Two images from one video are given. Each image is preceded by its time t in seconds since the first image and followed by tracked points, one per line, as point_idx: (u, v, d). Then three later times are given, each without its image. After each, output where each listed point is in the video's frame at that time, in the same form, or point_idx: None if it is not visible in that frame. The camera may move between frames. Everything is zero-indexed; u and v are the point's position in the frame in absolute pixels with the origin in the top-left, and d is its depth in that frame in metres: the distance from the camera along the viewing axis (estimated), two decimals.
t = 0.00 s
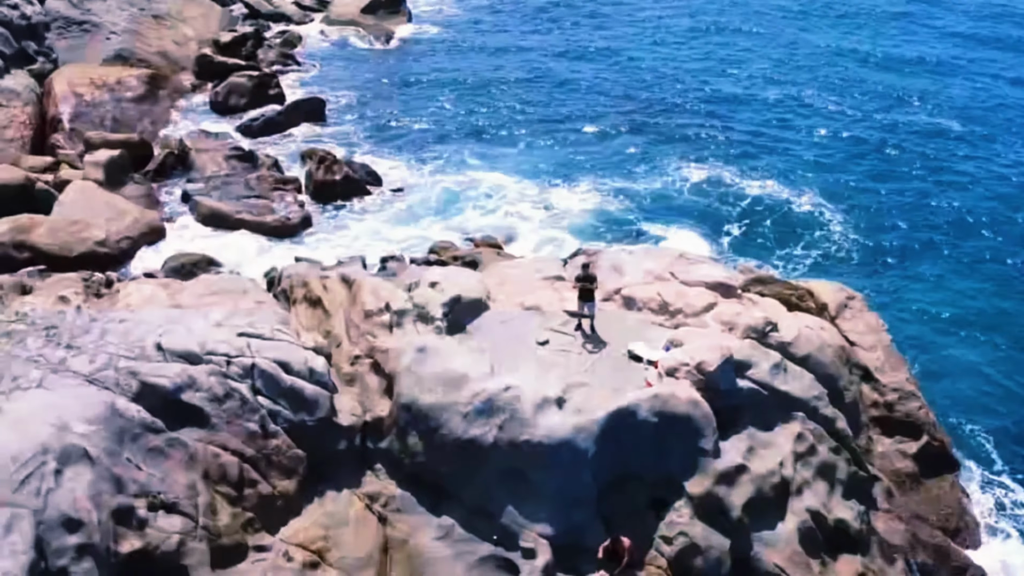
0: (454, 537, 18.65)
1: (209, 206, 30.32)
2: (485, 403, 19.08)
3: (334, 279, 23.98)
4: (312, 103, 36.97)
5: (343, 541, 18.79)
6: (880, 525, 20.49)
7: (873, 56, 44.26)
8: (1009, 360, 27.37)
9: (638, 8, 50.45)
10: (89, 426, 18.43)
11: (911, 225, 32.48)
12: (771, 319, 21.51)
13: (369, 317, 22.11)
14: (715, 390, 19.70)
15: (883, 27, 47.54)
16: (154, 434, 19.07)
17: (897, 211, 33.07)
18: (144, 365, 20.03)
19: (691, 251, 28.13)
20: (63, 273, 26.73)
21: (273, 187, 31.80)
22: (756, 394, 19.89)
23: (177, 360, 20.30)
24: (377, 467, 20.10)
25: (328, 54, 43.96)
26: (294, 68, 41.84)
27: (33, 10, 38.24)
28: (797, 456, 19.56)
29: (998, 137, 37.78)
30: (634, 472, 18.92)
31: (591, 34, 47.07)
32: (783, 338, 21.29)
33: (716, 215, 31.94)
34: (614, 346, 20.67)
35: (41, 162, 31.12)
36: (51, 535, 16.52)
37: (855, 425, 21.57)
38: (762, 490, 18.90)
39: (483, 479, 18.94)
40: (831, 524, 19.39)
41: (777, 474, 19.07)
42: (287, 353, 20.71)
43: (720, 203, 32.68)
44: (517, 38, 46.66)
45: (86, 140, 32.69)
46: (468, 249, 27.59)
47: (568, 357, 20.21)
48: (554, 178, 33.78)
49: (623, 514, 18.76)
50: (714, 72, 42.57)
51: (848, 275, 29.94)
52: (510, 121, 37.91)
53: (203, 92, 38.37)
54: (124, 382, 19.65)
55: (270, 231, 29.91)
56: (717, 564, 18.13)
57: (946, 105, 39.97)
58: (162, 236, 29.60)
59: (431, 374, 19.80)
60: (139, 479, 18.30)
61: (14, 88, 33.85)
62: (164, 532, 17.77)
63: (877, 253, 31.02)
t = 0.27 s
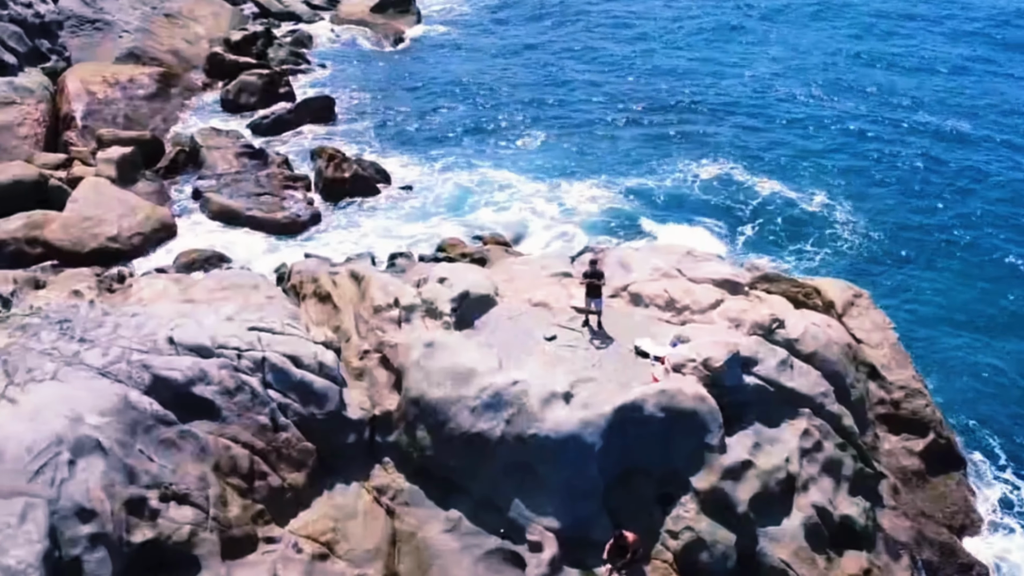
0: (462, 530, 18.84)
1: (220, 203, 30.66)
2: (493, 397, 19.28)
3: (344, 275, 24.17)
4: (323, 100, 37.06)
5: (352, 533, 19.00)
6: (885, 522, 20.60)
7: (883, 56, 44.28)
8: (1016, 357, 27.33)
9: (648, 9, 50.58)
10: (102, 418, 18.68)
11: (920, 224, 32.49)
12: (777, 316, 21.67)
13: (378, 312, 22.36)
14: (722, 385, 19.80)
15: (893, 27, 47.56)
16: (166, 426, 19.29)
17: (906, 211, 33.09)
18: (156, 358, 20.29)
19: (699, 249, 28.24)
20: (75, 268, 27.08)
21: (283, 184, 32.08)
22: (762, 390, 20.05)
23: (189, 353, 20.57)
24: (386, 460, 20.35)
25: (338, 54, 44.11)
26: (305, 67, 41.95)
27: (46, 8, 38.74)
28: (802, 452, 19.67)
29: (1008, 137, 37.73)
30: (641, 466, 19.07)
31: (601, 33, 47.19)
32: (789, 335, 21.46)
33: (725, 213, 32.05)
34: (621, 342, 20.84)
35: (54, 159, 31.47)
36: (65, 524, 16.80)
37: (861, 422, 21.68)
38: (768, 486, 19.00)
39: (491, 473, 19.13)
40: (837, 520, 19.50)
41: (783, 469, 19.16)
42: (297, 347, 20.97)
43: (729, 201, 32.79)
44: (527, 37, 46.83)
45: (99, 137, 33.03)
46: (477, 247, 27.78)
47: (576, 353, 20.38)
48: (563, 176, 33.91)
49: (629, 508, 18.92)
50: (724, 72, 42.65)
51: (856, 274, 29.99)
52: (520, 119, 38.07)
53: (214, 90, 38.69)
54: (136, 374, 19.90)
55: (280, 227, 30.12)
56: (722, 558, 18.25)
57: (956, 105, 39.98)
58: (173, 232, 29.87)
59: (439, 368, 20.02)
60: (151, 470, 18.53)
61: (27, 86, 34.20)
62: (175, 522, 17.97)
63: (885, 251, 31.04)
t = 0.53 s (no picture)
0: (470, 524, 18.98)
1: (230, 200, 30.90)
2: (501, 391, 19.42)
3: (354, 271, 24.34)
4: (333, 98, 37.28)
5: (361, 526, 19.16)
6: (891, 519, 20.70)
7: (894, 57, 44.25)
8: None
9: (658, 8, 50.62)
10: (115, 410, 18.89)
11: (930, 224, 32.47)
12: (785, 312, 21.78)
13: (387, 307, 22.54)
14: (729, 381, 19.93)
15: (904, 27, 47.49)
16: (178, 418, 19.48)
17: (916, 210, 33.07)
18: (167, 352, 20.49)
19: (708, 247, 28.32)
20: (88, 263, 27.35)
21: (294, 181, 32.27)
22: (769, 386, 20.16)
23: (200, 347, 20.77)
24: (395, 454, 20.53)
25: (349, 53, 44.23)
26: (316, 66, 42.04)
27: (60, 7, 39.05)
28: (810, 448, 19.74)
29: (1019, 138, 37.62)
30: (648, 461, 19.20)
31: (611, 32, 47.24)
32: (797, 332, 21.56)
33: (734, 211, 32.10)
34: (629, 338, 20.96)
35: (67, 155, 31.74)
36: (78, 515, 17.06)
37: (869, 419, 21.78)
38: (775, 481, 19.08)
39: (499, 467, 19.27)
40: (844, 516, 19.58)
41: (790, 465, 19.24)
42: (307, 341, 21.18)
43: (740, 199, 32.84)
44: (537, 36, 46.91)
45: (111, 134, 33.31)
46: (486, 244, 27.93)
47: (584, 348, 20.53)
48: (574, 174, 34.01)
49: (636, 502, 19.04)
50: (734, 72, 42.67)
51: (865, 273, 30.02)
52: (530, 118, 38.17)
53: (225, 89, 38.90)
54: (148, 367, 20.11)
55: (289, 224, 30.31)
56: (729, 553, 18.34)
57: (967, 106, 39.89)
58: (185, 228, 30.08)
59: (448, 363, 20.18)
60: (163, 462, 18.71)
61: (40, 83, 34.47)
62: (187, 513, 18.13)
63: (894, 251, 31.04)
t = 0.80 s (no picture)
0: (477, 518, 19.08)
1: (239, 197, 30.98)
2: (509, 386, 19.55)
3: (362, 267, 24.47)
4: (342, 97, 37.47)
5: (369, 519, 19.25)
6: (897, 516, 20.78)
7: (903, 57, 44.22)
8: None
9: (666, 7, 50.69)
10: (126, 403, 19.06)
11: (939, 223, 32.43)
12: (791, 309, 21.85)
13: (395, 303, 22.67)
14: (735, 377, 20.02)
15: (912, 28, 47.51)
16: (187, 412, 19.65)
17: (924, 209, 33.03)
18: (177, 346, 20.66)
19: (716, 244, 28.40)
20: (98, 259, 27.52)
21: (302, 179, 32.33)
22: (775, 382, 20.25)
23: (210, 341, 20.94)
24: (402, 448, 20.66)
25: (358, 53, 44.35)
26: (325, 65, 42.15)
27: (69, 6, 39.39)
28: (816, 445, 19.81)
29: None
30: (654, 456, 19.29)
31: (620, 32, 47.31)
32: (803, 329, 21.63)
33: (742, 209, 32.17)
34: (636, 334, 21.07)
35: (77, 152, 31.94)
36: (89, 506, 17.24)
37: (875, 417, 21.84)
38: (781, 477, 19.15)
39: (506, 461, 19.38)
40: (849, 512, 19.65)
41: (796, 461, 19.32)
42: (316, 336, 21.35)
43: (747, 198, 32.91)
44: (546, 36, 47.00)
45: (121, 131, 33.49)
46: (493, 241, 28.04)
47: (591, 344, 20.64)
48: (582, 172, 34.13)
49: (642, 498, 19.14)
50: (743, 72, 42.68)
51: (873, 271, 30.01)
52: (538, 117, 38.24)
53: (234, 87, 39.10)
54: (158, 361, 20.28)
55: (298, 222, 30.47)
56: (735, 548, 18.40)
57: (975, 106, 39.87)
58: (194, 225, 30.26)
59: (456, 358, 20.32)
60: (172, 454, 18.87)
61: (51, 80, 34.69)
62: (196, 505, 18.25)
63: (902, 249, 31.02)
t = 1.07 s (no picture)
0: (482, 513, 19.15)
1: (246, 194, 30.95)
2: (514, 382, 19.63)
3: (368, 264, 24.58)
4: (348, 95, 37.62)
5: (374, 514, 19.31)
6: (902, 513, 20.85)
7: (909, 57, 44.19)
8: None
9: (672, 6, 50.71)
10: (133, 398, 19.17)
11: (945, 222, 32.41)
12: (796, 306, 21.91)
13: (401, 300, 22.77)
14: (740, 373, 20.09)
15: (919, 28, 47.47)
16: (194, 407, 19.77)
17: (930, 208, 32.99)
18: (185, 341, 20.77)
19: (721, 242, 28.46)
20: (105, 256, 27.65)
21: (308, 176, 32.33)
22: (779, 379, 20.30)
23: (217, 337, 21.04)
24: (408, 444, 20.74)
25: (363, 52, 44.43)
26: (331, 63, 42.20)
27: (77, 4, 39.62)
28: (820, 442, 19.87)
29: None
30: (658, 452, 19.35)
31: (625, 31, 47.35)
32: (808, 326, 21.68)
33: (747, 207, 32.22)
34: (641, 331, 21.14)
35: (84, 150, 32.09)
36: (96, 499, 17.29)
37: (879, 414, 21.88)
38: (786, 473, 19.19)
39: (511, 456, 19.45)
40: (854, 509, 19.71)
41: (800, 458, 19.37)
42: (322, 332, 21.43)
43: (753, 196, 32.94)
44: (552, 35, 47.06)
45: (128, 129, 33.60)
46: (498, 238, 28.10)
47: (596, 341, 20.71)
48: (589, 169, 34.22)
49: (646, 493, 19.20)
50: (749, 70, 42.69)
51: (880, 269, 29.99)
52: (544, 116, 38.29)
53: (241, 85, 39.22)
54: (165, 356, 20.40)
55: (304, 219, 30.49)
56: (739, 544, 18.46)
57: (982, 106, 39.80)
58: (200, 223, 30.37)
59: (462, 354, 20.42)
60: (179, 449, 18.99)
61: (59, 78, 34.85)
62: (203, 499, 18.35)
63: (909, 247, 31.00)
